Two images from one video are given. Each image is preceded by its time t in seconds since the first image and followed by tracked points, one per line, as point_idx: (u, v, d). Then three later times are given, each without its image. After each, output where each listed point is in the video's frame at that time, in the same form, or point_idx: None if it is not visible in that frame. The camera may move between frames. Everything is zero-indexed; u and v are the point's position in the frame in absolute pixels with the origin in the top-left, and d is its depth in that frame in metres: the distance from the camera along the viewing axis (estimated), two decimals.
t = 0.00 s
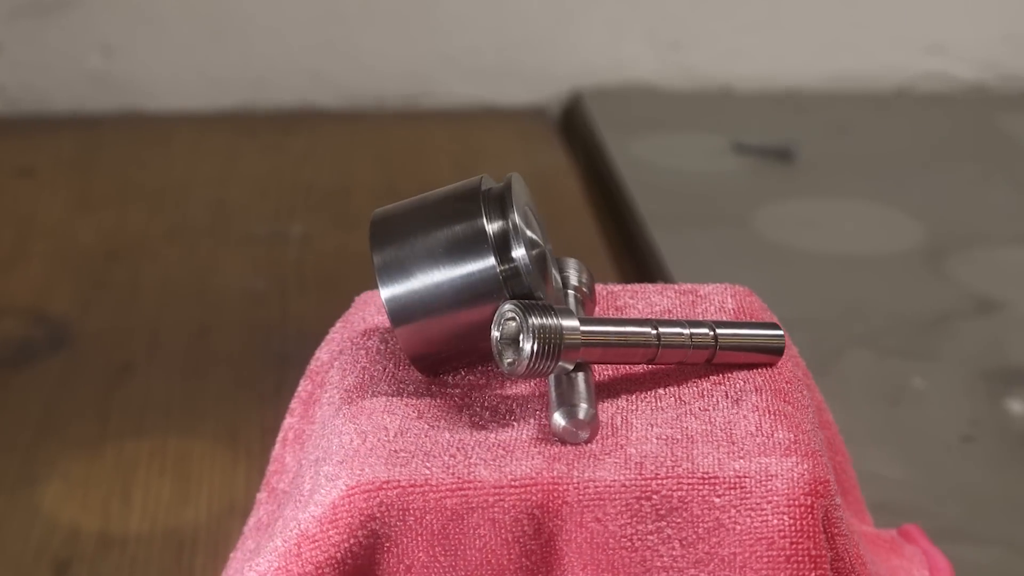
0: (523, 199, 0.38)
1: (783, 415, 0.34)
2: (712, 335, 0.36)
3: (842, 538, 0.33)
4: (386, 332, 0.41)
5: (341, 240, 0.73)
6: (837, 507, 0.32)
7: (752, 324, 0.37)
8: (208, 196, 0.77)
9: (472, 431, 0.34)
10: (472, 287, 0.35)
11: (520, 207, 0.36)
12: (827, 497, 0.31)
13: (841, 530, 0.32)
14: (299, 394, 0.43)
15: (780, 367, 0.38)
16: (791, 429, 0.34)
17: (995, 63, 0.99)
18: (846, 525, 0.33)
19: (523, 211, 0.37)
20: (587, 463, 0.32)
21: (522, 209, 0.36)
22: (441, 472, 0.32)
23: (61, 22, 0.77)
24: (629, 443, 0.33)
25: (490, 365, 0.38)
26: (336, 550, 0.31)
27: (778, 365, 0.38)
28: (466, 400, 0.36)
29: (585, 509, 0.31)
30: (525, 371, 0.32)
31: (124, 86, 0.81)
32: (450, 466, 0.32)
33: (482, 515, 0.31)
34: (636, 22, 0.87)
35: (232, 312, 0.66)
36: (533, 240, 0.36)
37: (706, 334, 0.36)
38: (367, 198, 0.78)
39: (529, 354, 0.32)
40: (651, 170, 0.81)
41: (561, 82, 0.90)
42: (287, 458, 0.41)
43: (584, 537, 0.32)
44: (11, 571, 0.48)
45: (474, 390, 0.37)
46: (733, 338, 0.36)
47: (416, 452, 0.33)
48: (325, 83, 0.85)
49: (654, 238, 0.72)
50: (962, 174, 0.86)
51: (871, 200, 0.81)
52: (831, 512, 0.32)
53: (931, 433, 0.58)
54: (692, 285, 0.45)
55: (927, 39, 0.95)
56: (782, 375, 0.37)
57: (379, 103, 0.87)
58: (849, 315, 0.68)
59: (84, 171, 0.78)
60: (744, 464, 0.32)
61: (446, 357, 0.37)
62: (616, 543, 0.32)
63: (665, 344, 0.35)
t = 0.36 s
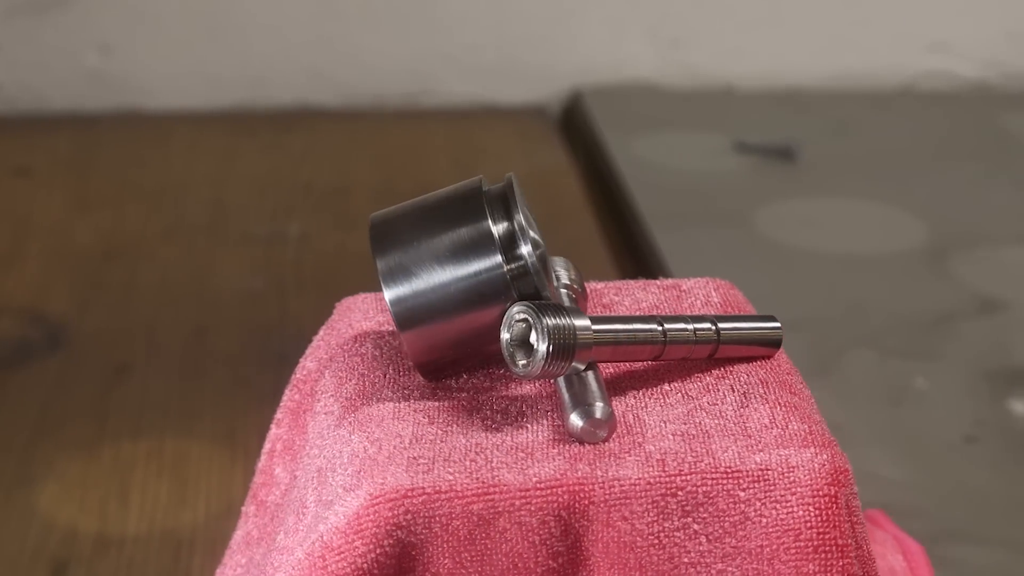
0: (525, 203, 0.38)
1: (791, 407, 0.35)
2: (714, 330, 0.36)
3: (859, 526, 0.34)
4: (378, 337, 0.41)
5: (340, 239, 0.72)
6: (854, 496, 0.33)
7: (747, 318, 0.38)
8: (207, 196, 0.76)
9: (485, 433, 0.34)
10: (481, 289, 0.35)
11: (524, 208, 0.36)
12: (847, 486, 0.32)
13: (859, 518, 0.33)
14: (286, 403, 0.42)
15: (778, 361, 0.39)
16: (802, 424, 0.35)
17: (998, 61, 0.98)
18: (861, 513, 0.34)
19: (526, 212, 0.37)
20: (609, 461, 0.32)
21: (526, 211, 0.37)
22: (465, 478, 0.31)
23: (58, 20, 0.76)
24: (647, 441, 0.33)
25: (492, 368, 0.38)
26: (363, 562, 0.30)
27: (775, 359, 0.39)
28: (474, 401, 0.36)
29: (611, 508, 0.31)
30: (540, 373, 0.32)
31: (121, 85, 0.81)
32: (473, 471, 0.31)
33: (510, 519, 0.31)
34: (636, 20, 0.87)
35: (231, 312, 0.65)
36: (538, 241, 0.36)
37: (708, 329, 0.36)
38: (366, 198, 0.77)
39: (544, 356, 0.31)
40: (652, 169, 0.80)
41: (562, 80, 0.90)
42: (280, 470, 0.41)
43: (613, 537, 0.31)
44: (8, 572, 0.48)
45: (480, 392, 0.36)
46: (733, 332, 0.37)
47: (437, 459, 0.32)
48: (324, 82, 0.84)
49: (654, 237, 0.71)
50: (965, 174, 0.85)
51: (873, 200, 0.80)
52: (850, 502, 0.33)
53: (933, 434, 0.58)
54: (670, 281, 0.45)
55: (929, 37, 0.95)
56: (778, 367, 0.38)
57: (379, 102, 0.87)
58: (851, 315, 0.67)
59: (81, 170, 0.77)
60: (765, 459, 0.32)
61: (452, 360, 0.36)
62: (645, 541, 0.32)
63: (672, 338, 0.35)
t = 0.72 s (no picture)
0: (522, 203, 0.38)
1: (795, 398, 0.36)
2: (713, 325, 0.37)
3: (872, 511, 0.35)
4: (371, 343, 0.40)
5: (339, 239, 0.72)
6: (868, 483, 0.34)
7: (740, 313, 0.39)
8: (204, 195, 0.76)
9: (500, 434, 0.33)
10: (488, 290, 0.34)
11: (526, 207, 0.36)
12: (863, 474, 0.33)
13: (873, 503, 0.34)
14: (274, 413, 0.41)
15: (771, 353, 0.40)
16: (813, 415, 0.35)
17: (1002, 60, 0.98)
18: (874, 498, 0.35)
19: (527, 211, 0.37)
20: (630, 458, 0.32)
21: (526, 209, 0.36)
22: (489, 482, 0.30)
23: (54, 18, 0.75)
24: (665, 437, 0.33)
25: (493, 372, 0.37)
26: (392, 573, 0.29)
27: (768, 350, 0.40)
28: (483, 404, 0.35)
29: (638, 507, 0.31)
30: (554, 373, 0.32)
31: (118, 83, 0.80)
32: (495, 475, 0.31)
33: (539, 522, 0.30)
34: (637, 19, 0.86)
35: (229, 312, 0.65)
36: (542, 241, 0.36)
37: (709, 324, 0.37)
38: (366, 198, 0.76)
39: (558, 356, 0.32)
40: (654, 168, 0.80)
41: (562, 79, 0.89)
42: (272, 483, 0.40)
43: (641, 536, 0.31)
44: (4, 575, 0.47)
45: (486, 396, 0.36)
46: (732, 327, 0.38)
47: (458, 465, 0.31)
48: (322, 81, 0.84)
49: (656, 236, 0.71)
50: (968, 173, 0.85)
51: (876, 199, 0.80)
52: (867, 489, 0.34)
53: (937, 435, 0.57)
54: (648, 278, 0.46)
55: (932, 36, 0.94)
56: (773, 358, 0.39)
57: (378, 101, 0.86)
58: (854, 315, 0.67)
59: (78, 169, 0.77)
60: (785, 452, 0.33)
61: (458, 363, 0.36)
62: (673, 538, 0.32)
63: (675, 334, 0.36)
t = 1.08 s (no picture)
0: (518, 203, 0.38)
1: (799, 389, 0.37)
2: (713, 319, 0.37)
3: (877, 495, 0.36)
4: (366, 350, 0.39)
5: (338, 239, 0.71)
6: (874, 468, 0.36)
7: (733, 306, 0.39)
8: (203, 194, 0.75)
9: (514, 434, 0.33)
10: (497, 291, 0.34)
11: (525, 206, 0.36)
12: (875, 462, 0.34)
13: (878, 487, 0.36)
14: (263, 425, 0.40)
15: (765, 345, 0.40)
16: (819, 405, 0.36)
17: (1005, 58, 0.97)
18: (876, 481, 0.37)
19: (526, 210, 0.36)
20: (650, 455, 0.32)
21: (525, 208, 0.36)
22: (514, 485, 0.30)
23: (51, 16, 0.75)
24: (680, 433, 0.34)
25: (497, 375, 0.37)
26: None
27: (762, 343, 0.40)
28: (492, 405, 0.35)
29: (664, 504, 0.31)
30: (569, 373, 0.32)
31: (116, 82, 0.80)
32: (519, 478, 0.30)
33: (567, 524, 0.30)
34: (638, 17, 0.85)
35: (227, 312, 0.64)
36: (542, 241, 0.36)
37: (709, 319, 0.37)
38: (365, 198, 0.76)
39: (573, 355, 0.31)
40: (655, 167, 0.79)
41: (563, 77, 0.89)
42: (266, 496, 0.39)
43: (668, 533, 0.31)
44: None
45: (493, 399, 0.35)
46: (730, 322, 0.38)
47: (481, 468, 0.31)
48: (321, 79, 0.83)
49: (657, 236, 0.70)
50: (971, 172, 0.84)
51: (878, 199, 0.79)
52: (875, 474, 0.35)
53: (940, 436, 0.57)
54: (630, 275, 0.46)
55: (935, 34, 0.93)
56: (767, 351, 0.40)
57: (377, 99, 0.86)
58: (857, 316, 0.66)
59: (75, 168, 0.76)
60: (800, 443, 0.34)
61: (465, 368, 0.35)
62: (699, 534, 0.32)
63: (679, 330, 0.36)
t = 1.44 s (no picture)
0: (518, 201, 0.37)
1: (803, 379, 0.37)
2: (710, 313, 0.37)
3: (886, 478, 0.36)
4: (360, 356, 0.38)
5: (336, 239, 0.71)
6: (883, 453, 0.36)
7: (724, 300, 0.39)
8: (200, 194, 0.75)
9: (528, 435, 0.32)
10: (506, 293, 0.34)
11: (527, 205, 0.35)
12: (887, 450, 0.34)
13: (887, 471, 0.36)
14: (256, 435, 0.39)
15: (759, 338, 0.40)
16: (825, 393, 0.36)
17: (1008, 57, 0.97)
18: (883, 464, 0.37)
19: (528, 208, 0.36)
20: (668, 452, 0.32)
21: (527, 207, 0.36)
22: (539, 486, 0.29)
23: (49, 14, 0.74)
24: (694, 428, 0.33)
25: (499, 377, 0.36)
26: None
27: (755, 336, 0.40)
28: (502, 408, 0.34)
29: (688, 500, 0.31)
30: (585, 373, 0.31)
31: (113, 81, 0.79)
32: (542, 480, 0.30)
33: (595, 524, 0.30)
34: (639, 15, 0.85)
35: (225, 313, 0.64)
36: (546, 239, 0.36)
37: (707, 313, 0.37)
38: (365, 198, 0.75)
39: (588, 354, 0.31)
40: (657, 167, 0.79)
41: (563, 77, 0.88)
42: (262, 509, 0.38)
43: (693, 529, 0.31)
44: None
45: (501, 401, 0.34)
46: (727, 316, 0.38)
47: (502, 471, 0.30)
48: (319, 77, 0.83)
49: (658, 236, 0.70)
50: (974, 171, 0.84)
51: (881, 198, 0.79)
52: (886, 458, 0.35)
53: (943, 437, 0.56)
54: (608, 272, 0.45)
55: (938, 32, 0.93)
56: (763, 342, 0.40)
57: (376, 98, 0.85)
58: (859, 317, 0.66)
59: (72, 168, 0.76)
60: (815, 433, 0.34)
61: (472, 371, 0.35)
62: (723, 529, 0.32)
63: (681, 325, 0.35)
